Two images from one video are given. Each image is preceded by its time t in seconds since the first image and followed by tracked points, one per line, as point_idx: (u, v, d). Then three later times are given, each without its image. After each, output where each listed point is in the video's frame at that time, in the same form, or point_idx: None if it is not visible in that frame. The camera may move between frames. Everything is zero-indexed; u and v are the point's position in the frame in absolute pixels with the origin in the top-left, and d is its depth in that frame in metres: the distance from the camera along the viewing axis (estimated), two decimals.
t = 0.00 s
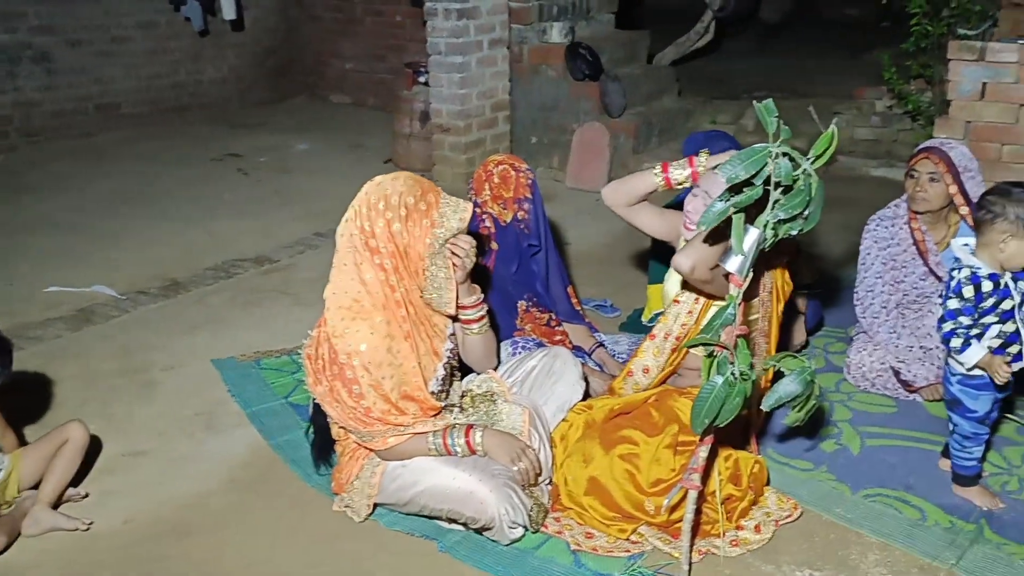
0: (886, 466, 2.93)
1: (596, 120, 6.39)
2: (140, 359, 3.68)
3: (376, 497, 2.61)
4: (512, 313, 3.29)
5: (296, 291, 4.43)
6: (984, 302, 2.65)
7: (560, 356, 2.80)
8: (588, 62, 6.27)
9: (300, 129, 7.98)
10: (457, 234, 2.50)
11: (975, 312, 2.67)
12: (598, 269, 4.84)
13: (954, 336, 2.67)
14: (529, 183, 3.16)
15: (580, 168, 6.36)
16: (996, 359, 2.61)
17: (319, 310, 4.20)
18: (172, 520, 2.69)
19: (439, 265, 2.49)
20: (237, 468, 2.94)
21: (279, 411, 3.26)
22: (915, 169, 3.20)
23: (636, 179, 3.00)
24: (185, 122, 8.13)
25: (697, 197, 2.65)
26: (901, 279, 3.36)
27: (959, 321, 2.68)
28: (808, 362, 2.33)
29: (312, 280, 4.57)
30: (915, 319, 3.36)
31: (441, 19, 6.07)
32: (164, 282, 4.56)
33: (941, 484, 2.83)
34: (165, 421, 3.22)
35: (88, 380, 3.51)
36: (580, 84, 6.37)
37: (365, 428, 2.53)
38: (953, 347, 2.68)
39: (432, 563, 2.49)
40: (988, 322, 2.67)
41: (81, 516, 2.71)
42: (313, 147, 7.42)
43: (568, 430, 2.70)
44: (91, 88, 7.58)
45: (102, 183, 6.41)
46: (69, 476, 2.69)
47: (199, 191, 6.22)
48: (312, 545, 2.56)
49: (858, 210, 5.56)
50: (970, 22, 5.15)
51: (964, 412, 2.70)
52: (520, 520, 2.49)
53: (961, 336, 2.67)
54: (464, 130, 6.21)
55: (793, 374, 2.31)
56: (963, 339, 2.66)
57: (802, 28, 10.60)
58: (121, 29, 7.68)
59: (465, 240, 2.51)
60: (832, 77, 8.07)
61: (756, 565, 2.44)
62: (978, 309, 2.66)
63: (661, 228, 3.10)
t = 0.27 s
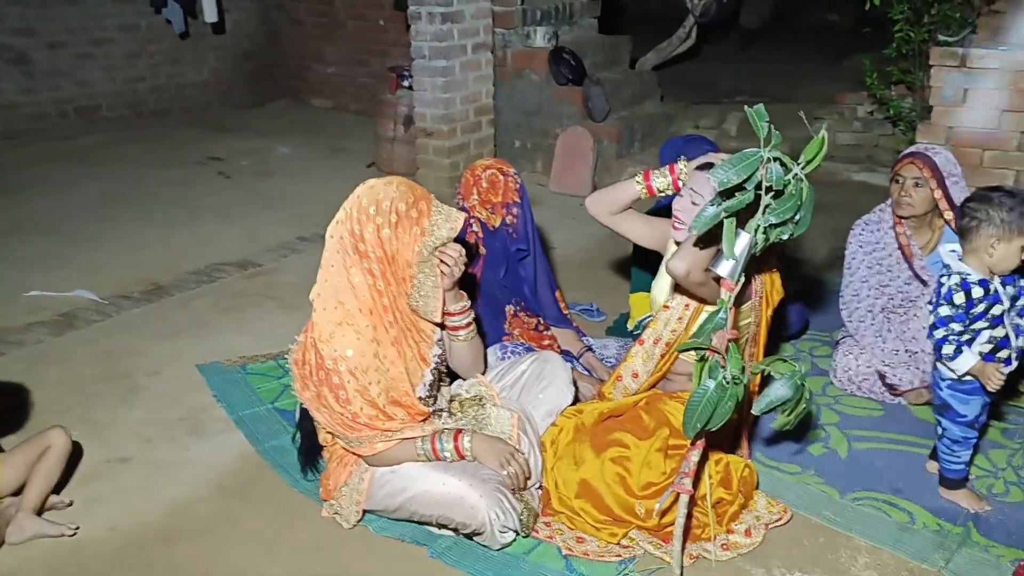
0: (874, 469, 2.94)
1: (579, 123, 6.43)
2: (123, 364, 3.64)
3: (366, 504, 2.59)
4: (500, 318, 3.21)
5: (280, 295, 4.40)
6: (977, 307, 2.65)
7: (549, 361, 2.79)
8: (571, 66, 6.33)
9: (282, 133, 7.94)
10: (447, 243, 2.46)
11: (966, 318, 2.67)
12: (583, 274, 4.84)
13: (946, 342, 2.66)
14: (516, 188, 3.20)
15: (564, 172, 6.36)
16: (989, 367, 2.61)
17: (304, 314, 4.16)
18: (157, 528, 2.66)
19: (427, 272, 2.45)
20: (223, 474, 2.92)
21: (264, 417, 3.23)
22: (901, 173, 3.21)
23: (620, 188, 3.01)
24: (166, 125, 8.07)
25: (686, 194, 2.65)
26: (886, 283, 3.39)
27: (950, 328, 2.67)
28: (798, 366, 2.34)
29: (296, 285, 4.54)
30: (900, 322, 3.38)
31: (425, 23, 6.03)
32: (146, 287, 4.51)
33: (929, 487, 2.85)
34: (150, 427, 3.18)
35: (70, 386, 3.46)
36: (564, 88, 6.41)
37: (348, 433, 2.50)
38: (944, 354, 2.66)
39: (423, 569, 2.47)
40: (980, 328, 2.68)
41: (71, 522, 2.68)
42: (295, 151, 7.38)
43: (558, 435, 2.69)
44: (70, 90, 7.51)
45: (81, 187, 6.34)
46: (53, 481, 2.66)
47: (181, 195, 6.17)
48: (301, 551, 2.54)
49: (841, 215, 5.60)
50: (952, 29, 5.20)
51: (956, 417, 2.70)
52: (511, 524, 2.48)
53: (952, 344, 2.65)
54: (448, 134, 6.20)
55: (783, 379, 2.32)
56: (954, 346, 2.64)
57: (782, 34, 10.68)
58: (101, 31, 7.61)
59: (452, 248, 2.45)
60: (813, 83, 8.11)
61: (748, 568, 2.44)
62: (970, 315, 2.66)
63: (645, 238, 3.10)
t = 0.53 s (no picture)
0: (869, 467, 2.94)
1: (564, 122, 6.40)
2: (108, 367, 3.58)
3: (362, 506, 2.56)
4: (495, 319, 3.19)
5: (266, 296, 4.34)
6: (976, 304, 2.67)
7: (547, 360, 2.78)
8: (557, 64, 6.27)
9: (263, 132, 7.86)
10: (444, 242, 2.42)
11: (967, 314, 2.68)
12: (572, 273, 4.82)
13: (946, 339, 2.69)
14: (510, 186, 3.16)
15: (549, 171, 6.33)
16: (985, 364, 2.70)
17: (291, 315, 4.11)
18: (149, 533, 2.61)
19: (424, 270, 2.42)
20: (214, 477, 2.87)
21: (256, 419, 3.19)
22: (892, 172, 3.17)
23: (607, 200, 2.98)
24: (145, 124, 7.97)
25: (676, 193, 2.63)
26: (878, 281, 3.37)
27: (950, 324, 2.69)
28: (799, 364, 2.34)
29: (283, 285, 4.48)
30: (893, 319, 3.38)
31: (410, 21, 6.00)
32: (129, 288, 4.45)
33: (924, 484, 2.85)
34: (137, 431, 3.13)
35: (54, 389, 3.40)
36: (549, 87, 6.37)
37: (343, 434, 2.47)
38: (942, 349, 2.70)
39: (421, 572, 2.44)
40: (976, 323, 2.69)
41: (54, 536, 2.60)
42: (277, 150, 7.31)
43: (556, 435, 2.67)
44: (46, 89, 7.40)
45: (60, 187, 6.25)
46: (40, 482, 2.60)
47: (162, 195, 6.10)
48: (297, 555, 2.50)
49: (826, 213, 5.61)
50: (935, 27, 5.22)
51: (948, 411, 2.73)
52: (510, 525, 2.45)
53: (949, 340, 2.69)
54: (433, 132, 6.16)
55: (783, 378, 2.31)
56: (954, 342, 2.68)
57: (763, 35, 10.71)
58: (78, 28, 7.52)
59: (450, 246, 2.43)
60: (795, 83, 8.13)
61: (747, 568, 2.43)
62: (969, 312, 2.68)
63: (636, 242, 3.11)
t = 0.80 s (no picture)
0: (883, 455, 2.93)
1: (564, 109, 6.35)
2: (113, 358, 3.55)
3: (377, 497, 2.53)
4: (505, 309, 3.17)
5: (270, 285, 4.31)
6: (983, 281, 2.63)
7: (559, 350, 2.80)
8: (557, 51, 6.25)
9: (260, 120, 7.80)
10: (457, 227, 2.35)
11: (976, 291, 2.65)
12: (576, 261, 4.79)
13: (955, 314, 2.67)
14: (520, 174, 3.13)
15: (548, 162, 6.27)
16: (1000, 347, 2.60)
17: (295, 305, 4.08)
18: (162, 525, 2.59)
19: (437, 254, 2.37)
20: (226, 469, 2.85)
21: (265, 410, 3.16)
22: (905, 158, 3.18)
23: (618, 187, 2.93)
24: (141, 113, 7.90)
25: (693, 182, 2.56)
26: (890, 267, 3.37)
27: (963, 300, 2.66)
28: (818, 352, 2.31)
29: (285, 274, 4.45)
30: (904, 307, 3.35)
31: (410, 8, 5.96)
32: (131, 278, 4.41)
33: (940, 472, 2.84)
34: (146, 422, 3.10)
35: (58, 381, 3.36)
36: (549, 73, 6.35)
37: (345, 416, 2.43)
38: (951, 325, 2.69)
39: (438, 563, 2.42)
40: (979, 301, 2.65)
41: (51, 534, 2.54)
42: (275, 139, 7.26)
43: (570, 425, 2.65)
44: (41, 77, 7.33)
45: (56, 176, 6.19)
46: (54, 476, 2.58)
47: (161, 184, 6.04)
48: (313, 546, 2.48)
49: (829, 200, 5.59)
50: (936, 14, 5.21)
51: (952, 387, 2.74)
52: (527, 514, 2.45)
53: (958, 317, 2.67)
54: (433, 120, 6.12)
55: (803, 366, 2.28)
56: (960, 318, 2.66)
57: (758, 21, 10.67)
58: (72, 16, 7.44)
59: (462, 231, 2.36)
60: (794, 69, 8.08)
61: (766, 557, 2.43)
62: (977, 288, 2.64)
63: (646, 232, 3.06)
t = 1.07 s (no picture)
0: (907, 447, 2.91)
1: (569, 107, 6.31)
2: (130, 371, 3.54)
3: (401, 505, 2.50)
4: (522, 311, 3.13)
5: (282, 293, 4.30)
6: (990, 272, 2.66)
7: (579, 351, 2.74)
8: (561, 49, 6.22)
9: (264, 128, 7.79)
10: (473, 224, 2.32)
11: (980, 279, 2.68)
12: (588, 259, 4.77)
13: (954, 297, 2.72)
14: (532, 175, 3.11)
15: (556, 159, 6.25)
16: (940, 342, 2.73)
17: (308, 313, 4.06)
18: (187, 539, 2.58)
19: (454, 252, 2.35)
20: (248, 480, 2.84)
21: (283, 420, 3.15)
22: (921, 147, 3.15)
23: (628, 196, 2.94)
24: (146, 124, 7.90)
25: (713, 182, 2.51)
26: (907, 256, 3.35)
27: (961, 283, 2.69)
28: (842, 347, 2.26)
29: (297, 282, 4.43)
30: (922, 296, 3.36)
31: (412, 11, 5.94)
32: (144, 290, 4.40)
33: (964, 463, 2.81)
34: (166, 435, 3.09)
35: (76, 396, 3.35)
36: (552, 72, 6.30)
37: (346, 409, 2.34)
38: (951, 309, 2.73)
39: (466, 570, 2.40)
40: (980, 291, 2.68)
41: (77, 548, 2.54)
42: (280, 146, 7.25)
43: (592, 429, 2.64)
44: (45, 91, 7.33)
45: (64, 190, 6.19)
46: (85, 504, 2.58)
47: (169, 195, 6.03)
48: (339, 556, 2.47)
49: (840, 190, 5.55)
50: None
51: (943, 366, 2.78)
52: (552, 517, 2.42)
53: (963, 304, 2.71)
54: (439, 122, 6.10)
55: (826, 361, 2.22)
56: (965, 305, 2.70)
57: (759, 13, 10.62)
58: (74, 29, 7.43)
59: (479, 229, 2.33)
60: (799, 60, 8.04)
61: (796, 555, 2.41)
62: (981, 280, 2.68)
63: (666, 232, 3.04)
